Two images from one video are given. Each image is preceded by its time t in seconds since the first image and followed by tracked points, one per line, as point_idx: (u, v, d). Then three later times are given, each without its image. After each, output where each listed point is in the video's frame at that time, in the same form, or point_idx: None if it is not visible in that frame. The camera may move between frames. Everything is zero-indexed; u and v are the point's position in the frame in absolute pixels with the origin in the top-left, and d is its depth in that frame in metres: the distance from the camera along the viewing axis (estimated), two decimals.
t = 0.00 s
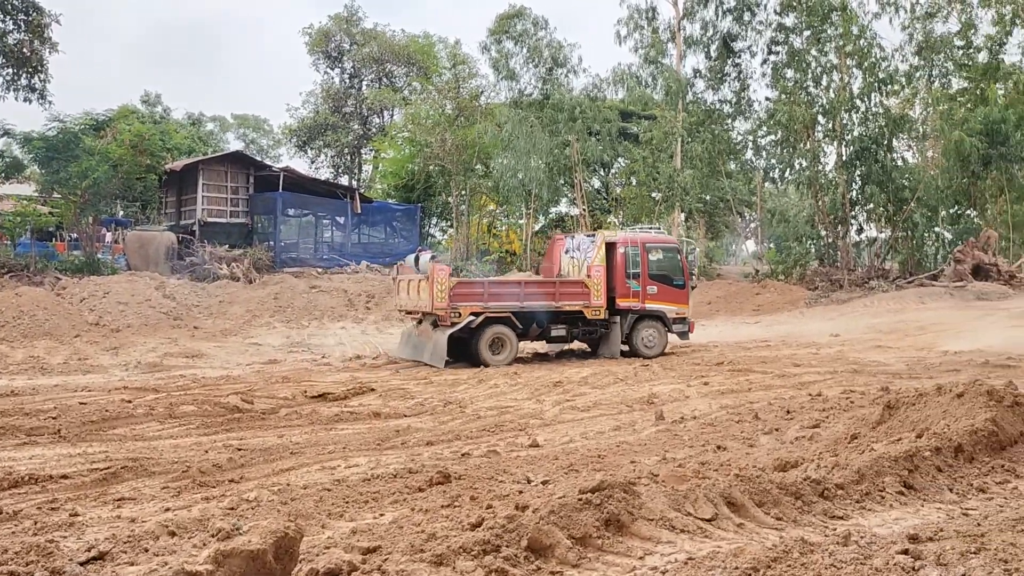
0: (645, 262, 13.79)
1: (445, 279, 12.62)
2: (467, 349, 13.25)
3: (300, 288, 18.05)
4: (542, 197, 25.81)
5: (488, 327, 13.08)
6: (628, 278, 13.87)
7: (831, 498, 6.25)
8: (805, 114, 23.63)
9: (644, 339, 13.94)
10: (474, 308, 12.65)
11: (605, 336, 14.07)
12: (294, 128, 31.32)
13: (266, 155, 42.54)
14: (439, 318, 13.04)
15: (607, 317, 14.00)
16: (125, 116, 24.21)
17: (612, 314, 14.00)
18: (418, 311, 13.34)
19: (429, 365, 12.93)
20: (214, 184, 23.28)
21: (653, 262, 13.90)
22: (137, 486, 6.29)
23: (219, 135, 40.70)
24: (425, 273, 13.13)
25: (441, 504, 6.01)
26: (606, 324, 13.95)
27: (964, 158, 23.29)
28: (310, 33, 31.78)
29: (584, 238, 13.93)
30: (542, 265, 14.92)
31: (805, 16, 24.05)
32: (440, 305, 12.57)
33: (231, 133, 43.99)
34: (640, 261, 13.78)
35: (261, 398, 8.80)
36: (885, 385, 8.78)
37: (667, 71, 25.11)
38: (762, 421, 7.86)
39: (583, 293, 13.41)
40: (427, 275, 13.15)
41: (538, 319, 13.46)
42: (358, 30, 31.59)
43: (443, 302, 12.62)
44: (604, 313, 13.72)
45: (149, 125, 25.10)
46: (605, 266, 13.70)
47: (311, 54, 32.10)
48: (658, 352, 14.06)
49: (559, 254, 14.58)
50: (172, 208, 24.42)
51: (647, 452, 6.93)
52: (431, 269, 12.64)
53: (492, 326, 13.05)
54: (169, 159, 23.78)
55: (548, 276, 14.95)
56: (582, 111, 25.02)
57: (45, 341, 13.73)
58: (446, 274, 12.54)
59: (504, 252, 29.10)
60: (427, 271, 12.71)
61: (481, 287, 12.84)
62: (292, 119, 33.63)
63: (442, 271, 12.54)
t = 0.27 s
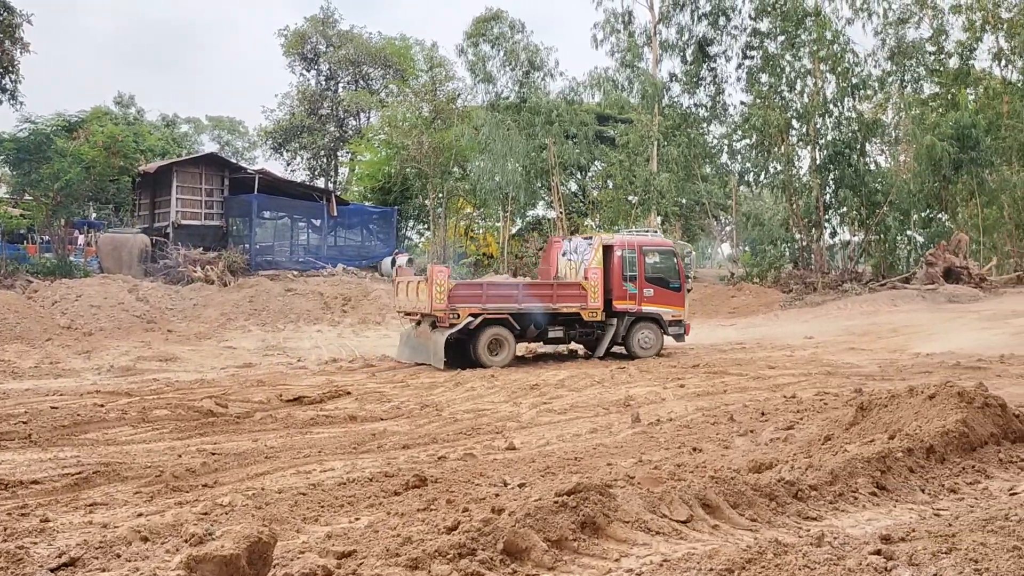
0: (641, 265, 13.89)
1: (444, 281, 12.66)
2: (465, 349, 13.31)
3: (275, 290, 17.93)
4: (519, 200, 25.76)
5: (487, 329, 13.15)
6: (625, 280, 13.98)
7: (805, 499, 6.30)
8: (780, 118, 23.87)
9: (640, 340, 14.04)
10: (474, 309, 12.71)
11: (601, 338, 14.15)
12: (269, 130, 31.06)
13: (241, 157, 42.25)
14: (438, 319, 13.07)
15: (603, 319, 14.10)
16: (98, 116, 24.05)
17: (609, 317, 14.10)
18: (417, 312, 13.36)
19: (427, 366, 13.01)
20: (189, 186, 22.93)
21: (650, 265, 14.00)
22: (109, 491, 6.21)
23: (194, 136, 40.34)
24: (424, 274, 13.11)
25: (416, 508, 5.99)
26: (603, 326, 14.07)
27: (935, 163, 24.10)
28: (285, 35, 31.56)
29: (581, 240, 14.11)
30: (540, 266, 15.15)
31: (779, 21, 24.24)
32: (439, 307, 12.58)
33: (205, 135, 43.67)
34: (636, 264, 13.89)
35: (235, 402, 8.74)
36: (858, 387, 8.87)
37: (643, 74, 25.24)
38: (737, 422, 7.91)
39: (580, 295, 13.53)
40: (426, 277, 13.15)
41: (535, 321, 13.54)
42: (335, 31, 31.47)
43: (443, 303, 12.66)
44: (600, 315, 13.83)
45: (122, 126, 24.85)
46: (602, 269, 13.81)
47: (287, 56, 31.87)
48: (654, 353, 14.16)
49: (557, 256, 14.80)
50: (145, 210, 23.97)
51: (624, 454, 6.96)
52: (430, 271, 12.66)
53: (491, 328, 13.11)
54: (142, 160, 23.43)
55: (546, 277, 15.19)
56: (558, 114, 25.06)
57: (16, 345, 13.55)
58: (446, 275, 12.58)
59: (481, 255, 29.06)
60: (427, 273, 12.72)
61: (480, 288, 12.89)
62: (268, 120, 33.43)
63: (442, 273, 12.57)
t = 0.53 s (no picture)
0: (638, 268, 14.01)
1: (444, 285, 12.76)
2: (465, 354, 13.39)
3: (250, 293, 17.79)
4: (496, 204, 25.64)
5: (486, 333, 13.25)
6: (622, 284, 14.10)
7: (780, 501, 6.34)
8: (755, 123, 24.12)
9: (637, 343, 14.14)
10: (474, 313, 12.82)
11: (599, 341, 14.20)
12: (245, 132, 30.76)
13: (217, 160, 41.97)
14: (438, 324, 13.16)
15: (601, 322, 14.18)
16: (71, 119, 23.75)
17: (606, 320, 14.21)
18: (417, 317, 13.46)
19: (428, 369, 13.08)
20: (163, 189, 22.79)
21: (647, 268, 14.11)
22: (81, 497, 6.14)
23: (169, 139, 40.04)
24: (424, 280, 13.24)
25: (393, 512, 5.97)
26: (601, 329, 14.12)
27: (908, 168, 24.03)
28: (262, 37, 31.36)
29: (578, 244, 14.15)
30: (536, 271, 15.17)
31: (755, 26, 24.48)
32: (439, 311, 12.68)
33: (180, 138, 43.34)
34: (633, 268, 14.01)
35: (210, 407, 8.67)
36: (833, 389, 8.95)
37: (621, 78, 25.56)
38: (713, 425, 7.95)
39: (578, 298, 13.65)
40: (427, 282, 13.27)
41: (535, 325, 13.58)
42: (311, 34, 31.27)
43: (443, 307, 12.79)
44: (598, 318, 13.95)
45: (96, 128, 24.61)
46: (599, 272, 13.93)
47: (263, 58, 31.62)
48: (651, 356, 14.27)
49: (553, 260, 14.82)
50: (117, 213, 23.71)
51: (601, 457, 6.97)
52: (431, 275, 12.77)
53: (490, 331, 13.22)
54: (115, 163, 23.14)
55: (543, 281, 15.19)
56: (537, 118, 24.47)
57: None
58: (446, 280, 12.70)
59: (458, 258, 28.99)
60: (427, 278, 12.83)
61: (480, 293, 13.01)
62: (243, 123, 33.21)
63: (442, 278, 12.68)
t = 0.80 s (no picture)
0: (631, 268, 14.17)
1: (439, 285, 12.79)
2: (460, 353, 13.41)
3: (220, 293, 17.61)
4: (469, 204, 25.58)
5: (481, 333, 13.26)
6: (615, 284, 14.24)
7: (749, 499, 6.39)
8: (726, 125, 24.38)
9: (630, 342, 14.28)
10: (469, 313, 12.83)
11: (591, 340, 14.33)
12: (216, 131, 30.05)
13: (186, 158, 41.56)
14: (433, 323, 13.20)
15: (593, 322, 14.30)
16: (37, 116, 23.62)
17: (599, 319, 14.33)
18: (412, 316, 13.50)
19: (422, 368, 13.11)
20: (131, 187, 22.49)
21: (639, 269, 14.28)
22: (46, 500, 6.05)
23: (137, 138, 39.57)
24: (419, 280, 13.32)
25: (363, 513, 5.94)
26: (593, 328, 14.29)
27: (876, 169, 24.21)
28: (233, 33, 30.67)
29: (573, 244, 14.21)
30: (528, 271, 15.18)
31: (725, 28, 24.82)
32: (434, 311, 12.72)
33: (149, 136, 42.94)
34: (626, 268, 14.16)
35: (178, 407, 8.58)
36: (801, 388, 9.04)
37: (592, 78, 25.37)
38: (684, 424, 8.00)
39: (572, 298, 13.69)
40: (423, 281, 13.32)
41: (529, 324, 13.66)
42: (283, 32, 30.72)
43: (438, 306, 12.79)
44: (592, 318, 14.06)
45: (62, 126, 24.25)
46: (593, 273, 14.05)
47: (233, 54, 30.97)
48: (643, 355, 14.42)
49: (546, 260, 14.84)
50: (85, 212, 23.36)
51: (572, 457, 6.99)
52: (425, 275, 12.81)
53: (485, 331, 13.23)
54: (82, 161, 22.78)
55: (535, 281, 15.22)
56: (508, 118, 24.40)
57: None
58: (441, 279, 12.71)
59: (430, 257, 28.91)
60: (423, 278, 12.89)
61: (475, 292, 13.02)
62: (214, 121, 32.89)
63: (437, 277, 12.70)
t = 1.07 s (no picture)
0: (620, 264, 14.26)
1: (431, 280, 12.81)
2: (451, 348, 13.41)
3: (185, 289, 17.38)
4: (438, 199, 24.93)
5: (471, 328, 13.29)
6: (603, 279, 14.33)
7: (715, 494, 6.45)
8: (695, 123, 24.67)
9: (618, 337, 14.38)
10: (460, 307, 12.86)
11: (580, 335, 14.49)
12: (180, 124, 30.17)
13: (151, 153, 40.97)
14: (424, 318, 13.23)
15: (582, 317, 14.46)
16: None
17: (588, 314, 14.42)
18: (403, 310, 13.54)
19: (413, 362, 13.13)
20: (95, 182, 21.94)
21: (627, 264, 14.38)
22: (5, 499, 5.95)
23: (101, 132, 38.95)
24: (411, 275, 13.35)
25: (330, 510, 5.91)
26: (582, 323, 14.41)
27: (842, 168, 24.33)
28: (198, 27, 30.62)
29: (561, 240, 14.35)
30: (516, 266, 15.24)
31: (695, 26, 24.93)
32: (426, 306, 12.75)
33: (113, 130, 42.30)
34: (615, 263, 14.25)
35: (142, 405, 8.47)
36: (767, 384, 9.14)
37: (563, 75, 25.29)
38: (652, 420, 8.06)
39: (561, 293, 13.84)
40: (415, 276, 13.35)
41: (519, 318, 13.78)
42: (249, 25, 30.67)
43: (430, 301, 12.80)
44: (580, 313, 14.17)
45: (21, 120, 23.82)
46: (582, 268, 14.16)
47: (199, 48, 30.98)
48: (631, 349, 14.52)
49: (534, 255, 14.90)
50: (46, 206, 22.61)
51: (540, 453, 7.01)
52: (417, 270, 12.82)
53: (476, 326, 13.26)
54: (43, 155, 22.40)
55: (522, 276, 15.31)
56: (478, 114, 24.32)
57: None
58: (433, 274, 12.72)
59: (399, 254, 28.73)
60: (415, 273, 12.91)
61: (465, 287, 13.07)
62: (179, 115, 32.45)
63: (429, 272, 12.71)
